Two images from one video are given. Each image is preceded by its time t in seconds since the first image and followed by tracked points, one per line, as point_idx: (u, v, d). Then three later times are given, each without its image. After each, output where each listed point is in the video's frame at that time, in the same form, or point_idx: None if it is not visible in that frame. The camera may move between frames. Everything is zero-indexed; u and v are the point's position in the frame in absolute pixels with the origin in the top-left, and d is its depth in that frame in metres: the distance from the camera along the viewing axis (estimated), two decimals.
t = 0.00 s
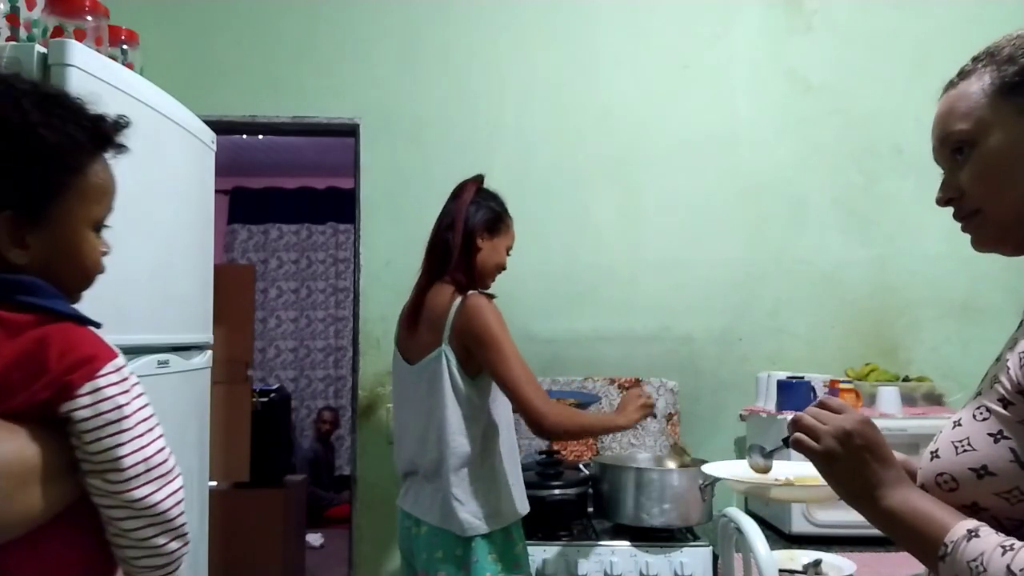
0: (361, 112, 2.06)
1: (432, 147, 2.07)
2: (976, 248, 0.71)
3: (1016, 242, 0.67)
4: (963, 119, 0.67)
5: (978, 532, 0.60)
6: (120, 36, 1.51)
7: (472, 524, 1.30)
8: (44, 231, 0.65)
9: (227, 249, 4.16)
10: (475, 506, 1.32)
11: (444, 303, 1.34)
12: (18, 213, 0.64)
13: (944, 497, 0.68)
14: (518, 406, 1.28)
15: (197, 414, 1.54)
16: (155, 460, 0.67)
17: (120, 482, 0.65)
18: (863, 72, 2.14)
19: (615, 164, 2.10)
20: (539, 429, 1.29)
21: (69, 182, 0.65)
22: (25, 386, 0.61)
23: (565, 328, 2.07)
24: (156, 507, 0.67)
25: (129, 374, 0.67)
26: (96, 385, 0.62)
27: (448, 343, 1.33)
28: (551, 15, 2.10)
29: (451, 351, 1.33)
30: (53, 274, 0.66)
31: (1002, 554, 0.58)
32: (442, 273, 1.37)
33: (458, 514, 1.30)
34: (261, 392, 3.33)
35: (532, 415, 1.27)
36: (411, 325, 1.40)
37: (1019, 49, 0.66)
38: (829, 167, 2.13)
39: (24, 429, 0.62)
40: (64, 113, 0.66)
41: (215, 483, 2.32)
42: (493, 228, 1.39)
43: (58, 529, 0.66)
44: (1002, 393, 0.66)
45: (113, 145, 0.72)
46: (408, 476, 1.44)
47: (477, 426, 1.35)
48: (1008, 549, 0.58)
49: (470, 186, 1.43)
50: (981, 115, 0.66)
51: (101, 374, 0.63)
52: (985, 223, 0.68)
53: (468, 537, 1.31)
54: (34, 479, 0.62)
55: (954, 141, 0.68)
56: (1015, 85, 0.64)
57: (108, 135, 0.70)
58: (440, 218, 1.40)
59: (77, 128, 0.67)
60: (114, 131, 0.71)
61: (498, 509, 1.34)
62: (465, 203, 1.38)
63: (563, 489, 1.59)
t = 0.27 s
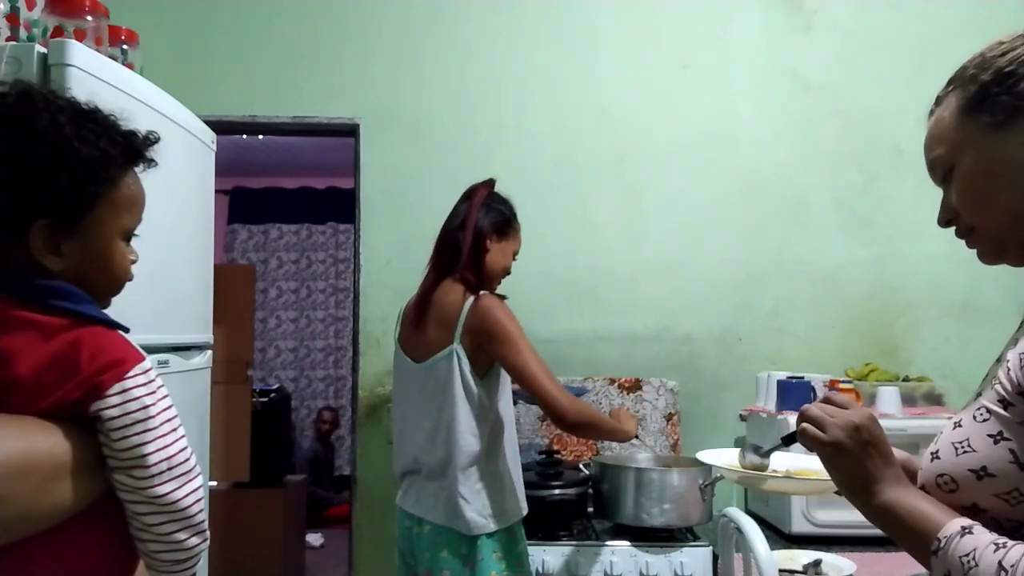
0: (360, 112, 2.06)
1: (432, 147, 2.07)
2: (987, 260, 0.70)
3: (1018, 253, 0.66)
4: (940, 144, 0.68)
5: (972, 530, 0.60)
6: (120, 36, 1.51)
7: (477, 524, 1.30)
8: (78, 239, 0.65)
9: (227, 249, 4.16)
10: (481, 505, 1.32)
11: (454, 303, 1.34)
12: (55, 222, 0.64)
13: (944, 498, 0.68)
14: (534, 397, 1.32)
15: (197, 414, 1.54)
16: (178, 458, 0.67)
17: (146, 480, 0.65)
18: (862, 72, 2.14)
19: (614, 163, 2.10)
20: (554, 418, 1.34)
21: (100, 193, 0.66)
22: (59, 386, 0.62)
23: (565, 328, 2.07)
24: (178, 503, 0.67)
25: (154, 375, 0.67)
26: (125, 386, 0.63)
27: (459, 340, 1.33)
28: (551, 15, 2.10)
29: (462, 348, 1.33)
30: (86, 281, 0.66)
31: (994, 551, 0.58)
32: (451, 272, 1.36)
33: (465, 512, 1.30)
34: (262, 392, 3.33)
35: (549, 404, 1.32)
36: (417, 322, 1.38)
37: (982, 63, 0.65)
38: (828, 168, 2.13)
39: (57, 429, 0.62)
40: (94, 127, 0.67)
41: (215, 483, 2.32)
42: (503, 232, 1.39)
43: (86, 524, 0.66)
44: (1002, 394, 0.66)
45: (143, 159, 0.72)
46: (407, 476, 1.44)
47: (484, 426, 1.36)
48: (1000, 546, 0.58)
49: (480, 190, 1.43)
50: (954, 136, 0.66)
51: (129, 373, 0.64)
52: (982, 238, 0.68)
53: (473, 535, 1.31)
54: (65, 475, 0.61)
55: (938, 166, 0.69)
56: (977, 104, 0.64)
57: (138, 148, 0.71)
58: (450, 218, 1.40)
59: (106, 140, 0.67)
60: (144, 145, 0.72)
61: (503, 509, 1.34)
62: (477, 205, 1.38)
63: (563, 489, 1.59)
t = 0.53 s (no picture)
0: (360, 112, 2.06)
1: (432, 147, 2.07)
2: (987, 265, 0.70)
3: (1017, 256, 0.66)
4: (933, 152, 0.69)
5: (961, 535, 0.61)
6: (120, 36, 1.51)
7: (480, 521, 1.30)
8: (85, 244, 0.65)
9: (227, 249, 4.16)
10: (484, 504, 1.32)
11: (456, 300, 1.34)
12: (64, 226, 0.64)
13: (943, 498, 0.69)
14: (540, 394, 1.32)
15: (197, 414, 1.54)
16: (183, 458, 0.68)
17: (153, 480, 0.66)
18: (862, 72, 2.14)
19: (614, 164, 2.10)
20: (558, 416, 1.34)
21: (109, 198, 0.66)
22: (67, 386, 0.62)
23: (565, 328, 2.07)
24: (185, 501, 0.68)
25: (160, 376, 0.68)
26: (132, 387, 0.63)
27: (461, 338, 1.33)
28: (550, 15, 2.10)
29: (464, 346, 1.33)
30: (93, 285, 0.67)
31: (983, 556, 0.59)
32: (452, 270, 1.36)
33: (467, 511, 1.30)
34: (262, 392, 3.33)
35: (554, 401, 1.32)
36: (419, 322, 1.38)
37: (970, 72, 0.67)
38: (828, 168, 2.13)
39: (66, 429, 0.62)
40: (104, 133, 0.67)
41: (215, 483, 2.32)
42: (503, 232, 1.41)
43: (92, 522, 0.66)
44: (997, 393, 0.66)
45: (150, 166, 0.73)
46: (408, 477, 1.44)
47: (486, 425, 1.36)
48: (990, 550, 0.59)
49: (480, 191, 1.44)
50: (947, 143, 0.67)
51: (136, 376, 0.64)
52: (979, 242, 0.68)
53: (476, 534, 1.31)
54: (74, 474, 0.61)
55: (931, 174, 0.70)
56: (966, 110, 0.65)
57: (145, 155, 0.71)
58: (450, 219, 1.40)
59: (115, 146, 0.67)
60: (150, 152, 0.72)
61: (506, 506, 1.34)
62: (477, 206, 1.39)
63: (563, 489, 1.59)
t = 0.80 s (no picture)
0: (360, 112, 2.06)
1: (432, 147, 2.07)
2: (991, 268, 0.70)
3: (1018, 259, 0.66)
4: (932, 157, 0.69)
5: (930, 528, 0.61)
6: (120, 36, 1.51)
7: (478, 522, 1.30)
8: (60, 239, 0.64)
9: (227, 249, 4.16)
10: (482, 503, 1.32)
11: (454, 300, 1.34)
12: (38, 221, 0.63)
13: (945, 498, 0.69)
14: (540, 393, 1.31)
15: (197, 414, 1.54)
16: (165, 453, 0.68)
17: (136, 478, 0.66)
18: (863, 72, 2.14)
19: (614, 164, 2.10)
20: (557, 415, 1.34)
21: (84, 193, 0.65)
22: (45, 385, 0.62)
23: (565, 328, 2.07)
24: (169, 499, 0.69)
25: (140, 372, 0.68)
26: (114, 385, 0.63)
27: (459, 338, 1.33)
28: (551, 15, 2.10)
29: (462, 346, 1.33)
30: (69, 281, 0.66)
31: (952, 550, 0.60)
32: (450, 271, 1.36)
33: (465, 511, 1.30)
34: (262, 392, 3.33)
35: (552, 400, 1.31)
36: (417, 322, 1.38)
37: (965, 77, 0.67)
38: (828, 168, 2.13)
39: (45, 428, 0.62)
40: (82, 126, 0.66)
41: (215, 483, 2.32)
42: (500, 230, 1.40)
43: (75, 521, 0.66)
44: (997, 393, 0.66)
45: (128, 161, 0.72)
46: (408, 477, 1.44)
47: (484, 424, 1.36)
48: (960, 544, 0.60)
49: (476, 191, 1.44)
50: (944, 148, 0.67)
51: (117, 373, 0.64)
52: (981, 246, 0.68)
53: (474, 534, 1.31)
54: (57, 472, 0.61)
55: (932, 179, 0.70)
56: (962, 114, 0.65)
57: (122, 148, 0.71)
58: (447, 219, 1.40)
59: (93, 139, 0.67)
60: (127, 145, 0.72)
61: (505, 506, 1.34)
62: (474, 205, 1.38)
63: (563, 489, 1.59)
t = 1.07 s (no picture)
0: (360, 112, 2.06)
1: (432, 147, 2.07)
2: (988, 268, 0.70)
3: (1013, 259, 0.66)
4: (927, 158, 0.69)
5: (953, 520, 0.60)
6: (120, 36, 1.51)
7: (476, 522, 1.30)
8: (22, 233, 0.64)
9: (227, 249, 4.16)
10: (480, 503, 1.31)
11: (451, 301, 1.34)
12: None
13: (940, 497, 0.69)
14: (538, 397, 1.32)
15: (197, 414, 1.54)
16: (136, 462, 0.67)
17: (107, 488, 0.65)
18: (863, 73, 2.14)
19: (614, 164, 2.10)
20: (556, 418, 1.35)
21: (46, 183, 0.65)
22: (8, 392, 0.61)
23: (565, 328, 2.07)
24: (142, 510, 0.67)
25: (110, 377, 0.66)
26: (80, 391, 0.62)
27: (457, 339, 1.33)
28: (552, 15, 2.10)
29: (459, 347, 1.33)
30: (30, 276, 0.66)
31: (975, 543, 0.58)
32: (447, 272, 1.37)
33: (463, 511, 1.30)
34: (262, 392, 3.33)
35: (549, 403, 1.32)
36: (415, 325, 1.38)
37: (961, 78, 0.67)
38: (828, 168, 2.13)
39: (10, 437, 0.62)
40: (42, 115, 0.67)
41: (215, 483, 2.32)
42: (492, 225, 1.39)
43: (42, 534, 0.66)
44: (994, 394, 0.65)
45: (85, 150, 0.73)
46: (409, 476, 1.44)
47: (483, 426, 1.35)
48: (982, 537, 0.58)
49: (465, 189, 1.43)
50: (939, 149, 0.68)
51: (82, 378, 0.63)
52: (977, 246, 0.68)
53: (472, 534, 1.31)
54: (21, 485, 0.62)
55: (928, 180, 0.70)
56: (957, 115, 0.66)
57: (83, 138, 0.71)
58: (440, 221, 1.41)
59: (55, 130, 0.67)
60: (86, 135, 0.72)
61: (504, 507, 1.34)
62: (463, 204, 1.38)
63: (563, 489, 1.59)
